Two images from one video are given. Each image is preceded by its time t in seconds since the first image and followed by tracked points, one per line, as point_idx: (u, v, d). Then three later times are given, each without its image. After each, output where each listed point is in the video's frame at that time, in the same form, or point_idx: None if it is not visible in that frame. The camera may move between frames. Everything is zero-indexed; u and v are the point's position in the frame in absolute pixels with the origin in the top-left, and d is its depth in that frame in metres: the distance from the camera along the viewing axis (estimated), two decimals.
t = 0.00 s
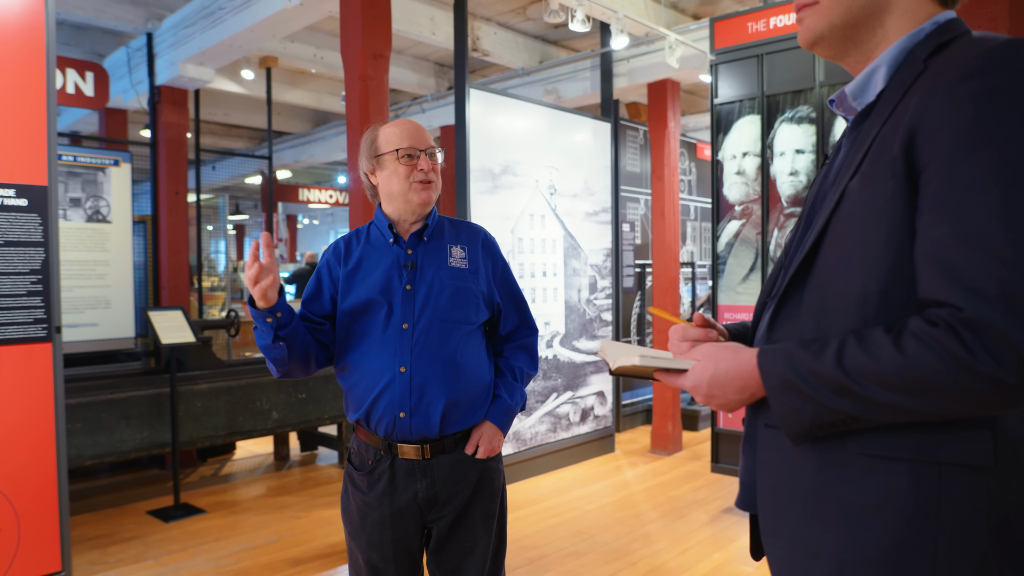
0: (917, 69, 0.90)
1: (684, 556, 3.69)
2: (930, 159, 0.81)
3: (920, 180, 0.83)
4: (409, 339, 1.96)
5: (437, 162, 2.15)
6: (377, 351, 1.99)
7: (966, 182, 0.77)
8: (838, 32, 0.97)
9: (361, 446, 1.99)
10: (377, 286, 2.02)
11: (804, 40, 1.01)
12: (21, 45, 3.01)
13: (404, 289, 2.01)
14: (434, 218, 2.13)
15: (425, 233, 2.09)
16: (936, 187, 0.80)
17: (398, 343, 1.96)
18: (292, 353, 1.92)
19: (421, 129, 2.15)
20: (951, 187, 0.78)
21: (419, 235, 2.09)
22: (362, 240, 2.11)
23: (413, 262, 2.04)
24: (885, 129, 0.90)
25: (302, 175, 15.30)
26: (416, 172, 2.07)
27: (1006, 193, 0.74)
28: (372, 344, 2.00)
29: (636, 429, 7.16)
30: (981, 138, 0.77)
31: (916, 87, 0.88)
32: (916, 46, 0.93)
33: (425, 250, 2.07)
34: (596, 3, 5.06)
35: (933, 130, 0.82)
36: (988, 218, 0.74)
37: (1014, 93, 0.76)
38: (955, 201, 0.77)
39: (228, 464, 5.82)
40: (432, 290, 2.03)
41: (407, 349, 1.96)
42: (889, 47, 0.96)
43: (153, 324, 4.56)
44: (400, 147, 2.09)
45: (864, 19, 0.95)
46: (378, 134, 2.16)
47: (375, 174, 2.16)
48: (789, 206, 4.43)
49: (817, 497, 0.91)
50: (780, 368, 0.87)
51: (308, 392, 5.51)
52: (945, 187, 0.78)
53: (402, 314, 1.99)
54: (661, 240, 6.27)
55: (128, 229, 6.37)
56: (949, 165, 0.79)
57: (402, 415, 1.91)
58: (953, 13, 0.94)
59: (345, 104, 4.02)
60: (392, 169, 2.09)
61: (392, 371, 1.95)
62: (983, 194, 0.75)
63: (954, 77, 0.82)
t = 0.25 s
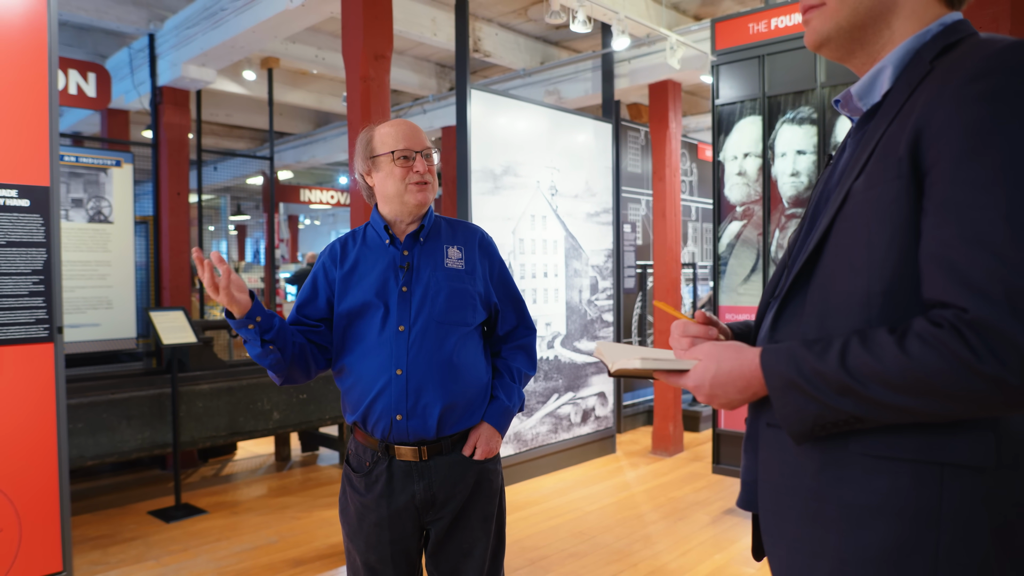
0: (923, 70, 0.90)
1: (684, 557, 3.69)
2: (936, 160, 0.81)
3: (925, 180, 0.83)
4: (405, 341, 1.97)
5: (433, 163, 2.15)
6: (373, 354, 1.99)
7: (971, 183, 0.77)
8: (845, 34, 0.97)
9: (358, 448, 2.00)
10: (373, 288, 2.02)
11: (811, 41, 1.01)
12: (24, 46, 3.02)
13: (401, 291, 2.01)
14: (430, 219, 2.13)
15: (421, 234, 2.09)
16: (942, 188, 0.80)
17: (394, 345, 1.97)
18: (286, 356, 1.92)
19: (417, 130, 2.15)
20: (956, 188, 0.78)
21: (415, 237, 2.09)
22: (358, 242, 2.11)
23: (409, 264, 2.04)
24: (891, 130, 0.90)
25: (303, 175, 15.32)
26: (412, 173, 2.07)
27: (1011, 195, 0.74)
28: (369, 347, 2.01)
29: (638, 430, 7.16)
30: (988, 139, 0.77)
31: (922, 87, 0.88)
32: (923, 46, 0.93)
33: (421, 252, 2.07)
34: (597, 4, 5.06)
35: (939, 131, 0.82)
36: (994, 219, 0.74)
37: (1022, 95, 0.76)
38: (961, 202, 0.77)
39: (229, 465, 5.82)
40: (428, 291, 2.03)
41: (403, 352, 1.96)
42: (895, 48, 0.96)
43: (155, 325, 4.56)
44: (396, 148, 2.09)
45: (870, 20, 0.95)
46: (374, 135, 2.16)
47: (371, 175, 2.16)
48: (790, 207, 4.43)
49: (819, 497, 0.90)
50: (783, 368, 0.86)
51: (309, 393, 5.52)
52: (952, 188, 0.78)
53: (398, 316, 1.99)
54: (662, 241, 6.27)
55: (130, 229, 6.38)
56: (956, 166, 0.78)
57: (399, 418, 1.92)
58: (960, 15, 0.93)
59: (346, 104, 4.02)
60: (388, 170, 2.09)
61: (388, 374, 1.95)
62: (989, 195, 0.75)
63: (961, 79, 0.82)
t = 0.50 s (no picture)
0: (928, 71, 0.90)
1: (685, 558, 3.69)
2: (942, 160, 0.81)
3: (931, 181, 0.83)
4: (402, 341, 1.96)
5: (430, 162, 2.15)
6: (370, 354, 1.99)
7: (976, 183, 0.77)
8: (850, 34, 0.97)
9: (356, 448, 2.00)
10: (370, 288, 2.02)
11: (815, 42, 1.01)
12: (24, 45, 3.01)
13: (398, 291, 2.01)
14: (428, 219, 2.13)
15: (419, 234, 2.09)
16: (946, 188, 0.79)
17: (391, 345, 1.97)
18: (285, 355, 1.92)
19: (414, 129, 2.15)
20: (961, 188, 0.78)
21: (412, 236, 2.08)
22: (355, 241, 2.11)
23: (406, 264, 2.04)
24: (896, 130, 0.90)
25: (304, 176, 15.33)
26: (409, 172, 2.07)
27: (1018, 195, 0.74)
28: (366, 346, 2.00)
29: (638, 431, 7.16)
30: (994, 138, 0.77)
31: (927, 88, 0.88)
32: (927, 47, 0.92)
33: (419, 252, 2.07)
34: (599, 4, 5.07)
35: (945, 131, 0.82)
36: (999, 219, 0.74)
37: None
38: (966, 202, 0.77)
39: (230, 465, 5.82)
40: (426, 291, 2.03)
41: (400, 352, 1.96)
42: (900, 49, 0.96)
43: (155, 325, 4.56)
44: (392, 148, 2.09)
45: (875, 21, 0.95)
46: (371, 135, 2.16)
47: (368, 175, 2.16)
48: (791, 207, 4.43)
49: (823, 497, 0.90)
50: (787, 368, 0.86)
51: (310, 393, 5.52)
52: (956, 189, 0.78)
53: (395, 316, 1.99)
54: (663, 241, 6.26)
55: (130, 229, 6.38)
56: (962, 166, 0.78)
57: (396, 418, 1.92)
58: (966, 15, 0.93)
59: (347, 105, 4.02)
60: (385, 170, 2.09)
61: (385, 374, 1.95)
62: (994, 196, 0.75)
63: (966, 80, 0.82)
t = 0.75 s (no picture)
0: (930, 70, 0.89)
1: (685, 557, 3.69)
2: (944, 159, 0.81)
3: (934, 179, 0.83)
4: (400, 340, 1.96)
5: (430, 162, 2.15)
6: (368, 352, 1.99)
7: (979, 182, 0.77)
8: (844, 39, 0.98)
9: (353, 448, 2.00)
10: (368, 287, 2.02)
11: (813, 45, 1.01)
12: (24, 44, 3.01)
13: (397, 290, 2.01)
14: (427, 221, 2.13)
15: (417, 234, 2.09)
16: (949, 187, 0.80)
17: (389, 344, 1.97)
18: (287, 356, 1.91)
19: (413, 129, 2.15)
20: (963, 187, 0.78)
21: (410, 236, 2.08)
22: (352, 240, 2.10)
23: (405, 263, 2.04)
24: (899, 128, 0.90)
25: (303, 175, 15.32)
26: (409, 172, 2.07)
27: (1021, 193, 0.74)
28: (363, 345, 2.00)
29: (638, 431, 7.16)
30: (996, 137, 0.77)
31: (930, 88, 0.88)
32: (930, 47, 0.92)
33: (418, 252, 2.07)
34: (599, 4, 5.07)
35: (947, 130, 0.82)
36: (1002, 217, 0.74)
37: None
38: (968, 200, 0.77)
39: (230, 465, 5.82)
40: (424, 291, 2.02)
41: (399, 351, 1.96)
42: (900, 50, 0.96)
43: (155, 325, 4.56)
44: (392, 148, 2.09)
45: (869, 25, 0.95)
46: (371, 134, 2.16)
47: (367, 174, 2.15)
48: (791, 207, 4.43)
49: (829, 496, 0.90)
50: (793, 367, 0.86)
51: (310, 393, 5.52)
52: (959, 187, 0.78)
53: (394, 315, 1.98)
54: (663, 241, 6.27)
55: (130, 229, 6.37)
56: (965, 165, 0.78)
57: (395, 417, 1.92)
58: (968, 15, 0.93)
59: (347, 104, 4.02)
60: (385, 170, 2.08)
61: (383, 372, 1.95)
62: (996, 194, 0.75)
63: (969, 79, 0.82)
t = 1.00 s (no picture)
0: (926, 72, 0.89)
1: (687, 559, 3.69)
2: (932, 161, 0.81)
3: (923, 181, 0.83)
4: (400, 342, 1.96)
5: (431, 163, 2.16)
6: (368, 354, 1.99)
7: (964, 183, 0.77)
8: (834, 47, 0.99)
9: (352, 449, 2.00)
10: (369, 289, 2.02)
11: (815, 51, 1.02)
12: (27, 45, 3.01)
13: (397, 292, 2.01)
14: (426, 223, 2.14)
15: (417, 236, 2.09)
16: (936, 189, 0.80)
17: (389, 346, 1.97)
18: (282, 355, 1.92)
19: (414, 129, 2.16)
20: (949, 189, 0.78)
21: (411, 238, 2.08)
22: (352, 241, 2.10)
23: (405, 265, 2.04)
24: (893, 131, 0.90)
25: (304, 176, 15.33)
26: (410, 172, 2.07)
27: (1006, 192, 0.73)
28: (364, 347, 2.00)
29: (639, 432, 7.15)
30: (980, 138, 0.77)
31: (924, 88, 0.88)
32: (927, 49, 0.92)
33: (418, 253, 2.07)
34: (601, 6, 5.08)
35: (935, 132, 0.82)
36: (984, 218, 0.74)
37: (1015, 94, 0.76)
38: (952, 202, 0.77)
39: (231, 466, 5.82)
40: (425, 292, 2.03)
41: (399, 352, 1.96)
42: (895, 53, 0.96)
43: (157, 326, 4.56)
44: (393, 150, 2.09)
45: (858, 32, 0.96)
46: (371, 136, 2.16)
47: (368, 176, 2.15)
48: (793, 209, 4.43)
49: (832, 497, 0.91)
50: (789, 370, 0.87)
51: (311, 394, 5.52)
52: (945, 189, 0.79)
53: (394, 317, 1.99)
54: (665, 243, 6.27)
55: (132, 230, 6.39)
56: (952, 166, 0.78)
57: (395, 418, 1.92)
58: (971, 15, 0.92)
59: (350, 106, 4.02)
60: (385, 172, 2.09)
61: (383, 374, 1.95)
62: (979, 196, 0.75)
63: (956, 81, 0.82)
